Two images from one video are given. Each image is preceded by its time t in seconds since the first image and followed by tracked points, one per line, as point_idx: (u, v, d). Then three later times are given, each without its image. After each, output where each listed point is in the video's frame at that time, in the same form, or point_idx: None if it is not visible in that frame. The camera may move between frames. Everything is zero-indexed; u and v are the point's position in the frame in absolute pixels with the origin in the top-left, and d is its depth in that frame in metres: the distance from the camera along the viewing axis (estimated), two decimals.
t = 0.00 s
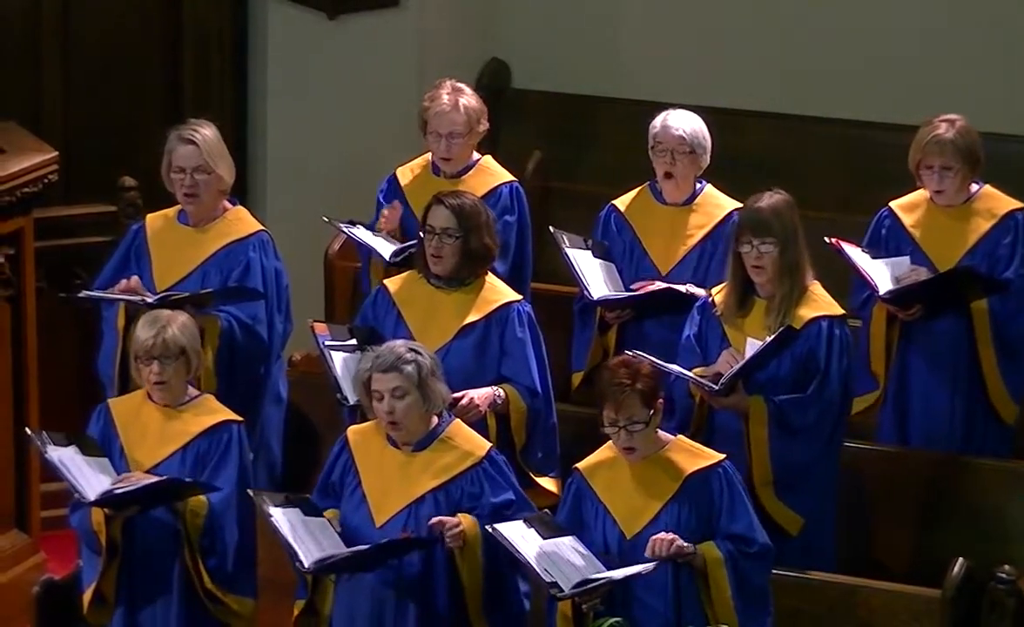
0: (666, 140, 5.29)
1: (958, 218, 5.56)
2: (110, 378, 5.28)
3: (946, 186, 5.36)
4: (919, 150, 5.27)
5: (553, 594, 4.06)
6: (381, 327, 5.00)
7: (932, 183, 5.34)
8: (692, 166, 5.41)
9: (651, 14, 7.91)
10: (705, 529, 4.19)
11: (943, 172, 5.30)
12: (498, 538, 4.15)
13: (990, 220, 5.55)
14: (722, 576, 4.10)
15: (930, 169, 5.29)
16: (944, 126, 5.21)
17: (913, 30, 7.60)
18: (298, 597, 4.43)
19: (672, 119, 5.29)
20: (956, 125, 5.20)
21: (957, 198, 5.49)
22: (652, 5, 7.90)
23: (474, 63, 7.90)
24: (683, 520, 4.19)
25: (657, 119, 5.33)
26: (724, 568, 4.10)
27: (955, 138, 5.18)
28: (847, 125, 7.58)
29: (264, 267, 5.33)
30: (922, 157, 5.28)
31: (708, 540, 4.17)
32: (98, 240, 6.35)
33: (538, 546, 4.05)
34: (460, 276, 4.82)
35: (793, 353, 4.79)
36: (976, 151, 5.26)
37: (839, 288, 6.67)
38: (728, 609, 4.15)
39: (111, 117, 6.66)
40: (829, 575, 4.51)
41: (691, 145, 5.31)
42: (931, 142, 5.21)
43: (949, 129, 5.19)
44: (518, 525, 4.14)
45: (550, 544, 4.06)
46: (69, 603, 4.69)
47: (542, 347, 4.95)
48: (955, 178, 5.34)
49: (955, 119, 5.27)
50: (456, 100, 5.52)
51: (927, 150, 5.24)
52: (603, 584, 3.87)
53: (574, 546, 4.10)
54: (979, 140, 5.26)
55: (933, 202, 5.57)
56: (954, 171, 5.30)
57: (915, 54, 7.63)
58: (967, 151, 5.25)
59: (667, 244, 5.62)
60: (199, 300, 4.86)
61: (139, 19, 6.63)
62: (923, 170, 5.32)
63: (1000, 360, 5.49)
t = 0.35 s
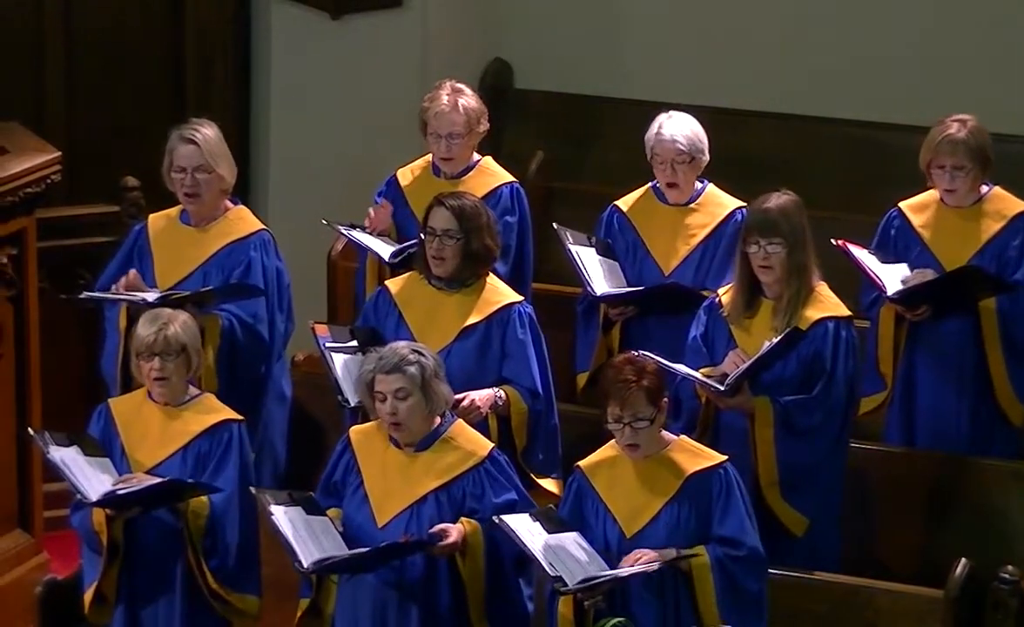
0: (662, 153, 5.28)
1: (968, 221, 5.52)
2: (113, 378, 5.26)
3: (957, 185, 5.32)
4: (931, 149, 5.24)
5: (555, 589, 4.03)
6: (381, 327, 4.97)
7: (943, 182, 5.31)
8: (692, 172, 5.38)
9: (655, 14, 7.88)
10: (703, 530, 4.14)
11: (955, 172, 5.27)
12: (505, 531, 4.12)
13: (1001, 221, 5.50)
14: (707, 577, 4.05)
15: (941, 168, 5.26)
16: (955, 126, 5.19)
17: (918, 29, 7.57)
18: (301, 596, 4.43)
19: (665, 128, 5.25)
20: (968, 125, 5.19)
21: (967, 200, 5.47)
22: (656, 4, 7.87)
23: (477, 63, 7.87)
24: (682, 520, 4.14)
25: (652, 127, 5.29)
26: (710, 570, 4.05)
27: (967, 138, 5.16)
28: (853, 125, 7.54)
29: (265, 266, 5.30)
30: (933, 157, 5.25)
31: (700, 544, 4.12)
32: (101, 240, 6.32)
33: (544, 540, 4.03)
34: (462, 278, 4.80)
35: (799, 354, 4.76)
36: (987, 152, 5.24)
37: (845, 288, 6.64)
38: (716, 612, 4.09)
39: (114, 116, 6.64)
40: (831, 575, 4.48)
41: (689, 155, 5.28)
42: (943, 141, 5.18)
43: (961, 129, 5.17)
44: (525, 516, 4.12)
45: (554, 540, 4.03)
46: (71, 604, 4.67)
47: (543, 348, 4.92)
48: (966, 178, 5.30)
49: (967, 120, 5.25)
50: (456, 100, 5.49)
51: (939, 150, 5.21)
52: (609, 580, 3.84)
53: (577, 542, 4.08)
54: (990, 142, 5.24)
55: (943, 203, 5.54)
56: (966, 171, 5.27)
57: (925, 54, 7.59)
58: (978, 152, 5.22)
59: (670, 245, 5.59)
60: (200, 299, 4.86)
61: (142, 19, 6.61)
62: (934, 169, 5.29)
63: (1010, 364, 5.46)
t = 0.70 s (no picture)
0: (661, 154, 5.27)
1: (973, 224, 5.51)
2: (114, 379, 5.26)
3: (962, 186, 5.32)
4: (936, 150, 5.23)
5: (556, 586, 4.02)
6: (379, 327, 4.97)
7: (948, 184, 5.30)
8: (692, 173, 5.37)
9: (656, 14, 7.87)
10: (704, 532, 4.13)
11: (959, 173, 5.26)
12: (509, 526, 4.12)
13: (1004, 223, 5.49)
14: (706, 579, 4.03)
15: (946, 170, 5.25)
16: (960, 126, 5.18)
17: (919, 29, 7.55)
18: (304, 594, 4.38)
19: (665, 129, 5.24)
20: (974, 126, 5.17)
21: (970, 201, 5.46)
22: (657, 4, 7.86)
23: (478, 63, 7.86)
24: (683, 520, 4.13)
25: (651, 128, 5.27)
26: (709, 572, 4.03)
27: (972, 139, 5.14)
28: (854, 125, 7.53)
29: (266, 267, 5.30)
30: (938, 158, 5.24)
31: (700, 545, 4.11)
32: (101, 240, 6.32)
33: (547, 537, 4.02)
34: (460, 280, 4.79)
35: (802, 354, 4.75)
36: (992, 152, 5.22)
37: (846, 289, 6.63)
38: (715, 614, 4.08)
39: (114, 116, 6.63)
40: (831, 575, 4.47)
41: (688, 155, 5.27)
42: (948, 142, 5.17)
43: (966, 130, 5.15)
44: (529, 513, 4.13)
45: (559, 537, 4.03)
46: (71, 604, 4.66)
47: (542, 350, 4.91)
48: (971, 179, 5.29)
49: (972, 121, 5.23)
50: (451, 100, 5.48)
51: (945, 151, 5.20)
52: (610, 580, 3.83)
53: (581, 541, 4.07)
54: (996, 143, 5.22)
55: (947, 205, 5.53)
56: (971, 173, 5.26)
57: (926, 53, 7.57)
58: (983, 153, 5.20)
59: (670, 246, 5.58)
60: (202, 301, 4.82)
61: (142, 18, 6.60)
62: (939, 171, 5.28)
63: (1012, 361, 5.43)
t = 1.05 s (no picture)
0: (662, 153, 5.29)
1: (974, 225, 5.52)
2: (116, 378, 5.28)
3: (963, 190, 5.34)
4: (936, 152, 5.25)
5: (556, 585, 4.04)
6: (379, 328, 4.99)
7: (949, 186, 5.32)
8: (692, 173, 5.39)
9: (656, 15, 7.88)
10: (711, 531, 4.14)
11: (959, 176, 5.28)
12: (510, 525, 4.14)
13: (1006, 224, 5.51)
14: (735, 581, 4.06)
15: (946, 172, 5.27)
16: (961, 128, 5.19)
17: (920, 29, 7.57)
18: (307, 595, 4.39)
19: (666, 128, 5.26)
20: (975, 128, 5.17)
21: (972, 202, 5.48)
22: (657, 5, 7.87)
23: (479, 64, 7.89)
24: (689, 519, 4.14)
25: (653, 126, 5.30)
26: (737, 575, 4.06)
27: (972, 142, 5.16)
28: (855, 125, 7.55)
29: (271, 269, 5.32)
30: (939, 161, 5.26)
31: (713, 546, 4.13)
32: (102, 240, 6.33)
33: (550, 538, 4.03)
34: (460, 282, 4.80)
35: (804, 354, 4.76)
36: (993, 154, 5.24)
37: (847, 290, 6.65)
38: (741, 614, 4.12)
39: (115, 117, 6.64)
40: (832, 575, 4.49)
41: (689, 154, 5.29)
42: (949, 145, 5.18)
43: (966, 133, 5.16)
44: (531, 512, 4.14)
45: (562, 537, 4.05)
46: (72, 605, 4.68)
47: (542, 352, 4.93)
48: (971, 182, 5.32)
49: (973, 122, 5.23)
50: (445, 101, 5.51)
51: (946, 154, 5.22)
52: (609, 580, 3.84)
53: (584, 540, 4.08)
54: (997, 144, 5.23)
55: (948, 206, 5.55)
56: (971, 176, 5.28)
57: (927, 54, 7.59)
58: (984, 154, 5.22)
59: (669, 246, 5.60)
60: (207, 304, 4.88)
61: (143, 19, 6.62)
62: (940, 173, 5.30)
63: (1013, 361, 5.46)
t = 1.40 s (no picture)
0: (669, 146, 5.31)
1: (977, 224, 5.55)
2: (121, 377, 5.31)
3: (965, 190, 5.38)
4: (939, 153, 5.27)
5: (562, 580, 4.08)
6: (383, 327, 5.03)
7: (952, 187, 5.35)
8: (697, 169, 5.41)
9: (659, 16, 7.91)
10: (717, 531, 4.18)
11: (962, 177, 5.31)
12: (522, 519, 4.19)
13: (1009, 224, 5.53)
14: (741, 583, 4.11)
15: (949, 173, 5.30)
16: (963, 128, 5.21)
17: (924, 30, 7.59)
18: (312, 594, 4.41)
19: (675, 123, 5.30)
20: (977, 129, 5.19)
21: (975, 202, 5.51)
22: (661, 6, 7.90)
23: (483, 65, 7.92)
24: (696, 519, 4.17)
25: (660, 124, 5.34)
26: (743, 577, 4.12)
27: (974, 142, 5.18)
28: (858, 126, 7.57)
29: (276, 268, 5.35)
30: (941, 161, 5.28)
31: (720, 547, 4.16)
32: (106, 240, 6.36)
33: (558, 530, 4.06)
34: (464, 283, 4.83)
35: (809, 355, 4.80)
36: (996, 155, 5.26)
37: (850, 291, 6.67)
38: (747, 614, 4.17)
39: (120, 117, 6.67)
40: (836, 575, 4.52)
41: (695, 149, 5.31)
42: (951, 146, 5.21)
43: (969, 134, 5.18)
44: (542, 506, 4.18)
45: (568, 532, 4.08)
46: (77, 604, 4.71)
47: (545, 351, 4.97)
48: (974, 183, 5.35)
49: (976, 122, 5.25)
50: (444, 101, 5.54)
51: (948, 154, 5.24)
52: (617, 581, 3.87)
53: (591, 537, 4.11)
54: (1000, 144, 5.25)
55: (951, 206, 5.58)
56: (974, 176, 5.31)
57: (930, 54, 7.61)
58: (986, 154, 5.24)
59: (672, 246, 5.63)
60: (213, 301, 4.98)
61: (147, 19, 6.66)
62: (943, 174, 5.33)
63: (1015, 362, 5.49)
